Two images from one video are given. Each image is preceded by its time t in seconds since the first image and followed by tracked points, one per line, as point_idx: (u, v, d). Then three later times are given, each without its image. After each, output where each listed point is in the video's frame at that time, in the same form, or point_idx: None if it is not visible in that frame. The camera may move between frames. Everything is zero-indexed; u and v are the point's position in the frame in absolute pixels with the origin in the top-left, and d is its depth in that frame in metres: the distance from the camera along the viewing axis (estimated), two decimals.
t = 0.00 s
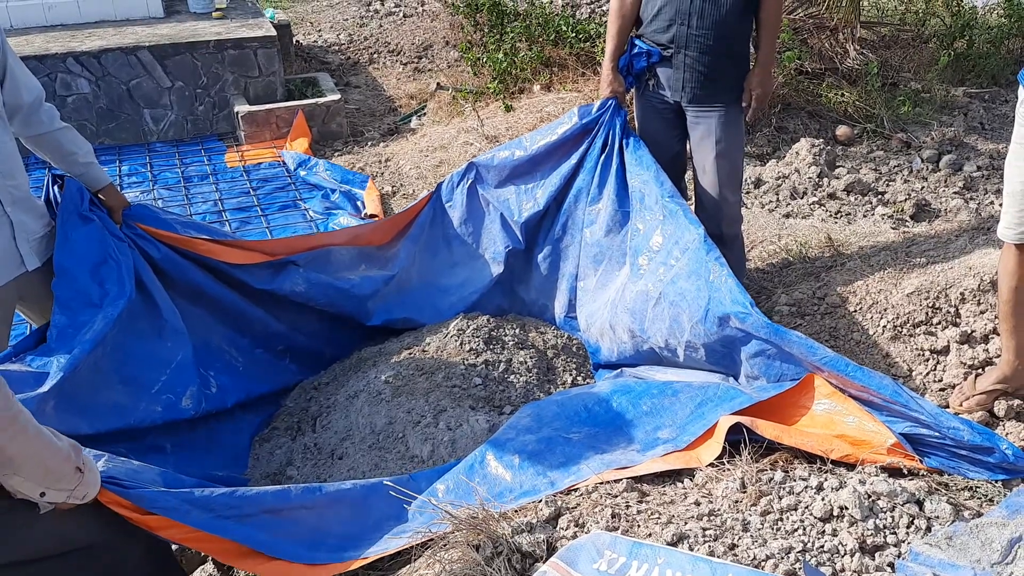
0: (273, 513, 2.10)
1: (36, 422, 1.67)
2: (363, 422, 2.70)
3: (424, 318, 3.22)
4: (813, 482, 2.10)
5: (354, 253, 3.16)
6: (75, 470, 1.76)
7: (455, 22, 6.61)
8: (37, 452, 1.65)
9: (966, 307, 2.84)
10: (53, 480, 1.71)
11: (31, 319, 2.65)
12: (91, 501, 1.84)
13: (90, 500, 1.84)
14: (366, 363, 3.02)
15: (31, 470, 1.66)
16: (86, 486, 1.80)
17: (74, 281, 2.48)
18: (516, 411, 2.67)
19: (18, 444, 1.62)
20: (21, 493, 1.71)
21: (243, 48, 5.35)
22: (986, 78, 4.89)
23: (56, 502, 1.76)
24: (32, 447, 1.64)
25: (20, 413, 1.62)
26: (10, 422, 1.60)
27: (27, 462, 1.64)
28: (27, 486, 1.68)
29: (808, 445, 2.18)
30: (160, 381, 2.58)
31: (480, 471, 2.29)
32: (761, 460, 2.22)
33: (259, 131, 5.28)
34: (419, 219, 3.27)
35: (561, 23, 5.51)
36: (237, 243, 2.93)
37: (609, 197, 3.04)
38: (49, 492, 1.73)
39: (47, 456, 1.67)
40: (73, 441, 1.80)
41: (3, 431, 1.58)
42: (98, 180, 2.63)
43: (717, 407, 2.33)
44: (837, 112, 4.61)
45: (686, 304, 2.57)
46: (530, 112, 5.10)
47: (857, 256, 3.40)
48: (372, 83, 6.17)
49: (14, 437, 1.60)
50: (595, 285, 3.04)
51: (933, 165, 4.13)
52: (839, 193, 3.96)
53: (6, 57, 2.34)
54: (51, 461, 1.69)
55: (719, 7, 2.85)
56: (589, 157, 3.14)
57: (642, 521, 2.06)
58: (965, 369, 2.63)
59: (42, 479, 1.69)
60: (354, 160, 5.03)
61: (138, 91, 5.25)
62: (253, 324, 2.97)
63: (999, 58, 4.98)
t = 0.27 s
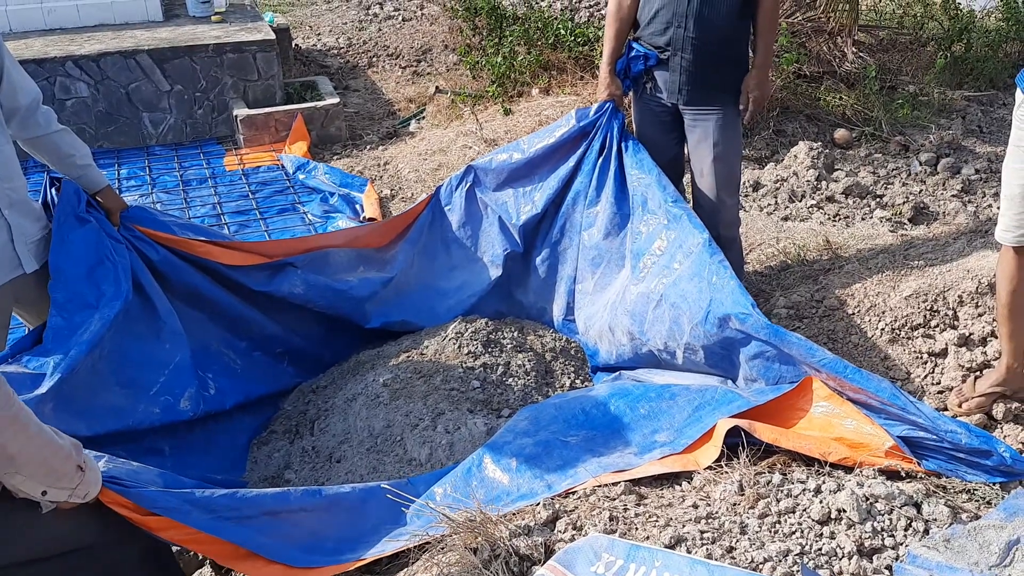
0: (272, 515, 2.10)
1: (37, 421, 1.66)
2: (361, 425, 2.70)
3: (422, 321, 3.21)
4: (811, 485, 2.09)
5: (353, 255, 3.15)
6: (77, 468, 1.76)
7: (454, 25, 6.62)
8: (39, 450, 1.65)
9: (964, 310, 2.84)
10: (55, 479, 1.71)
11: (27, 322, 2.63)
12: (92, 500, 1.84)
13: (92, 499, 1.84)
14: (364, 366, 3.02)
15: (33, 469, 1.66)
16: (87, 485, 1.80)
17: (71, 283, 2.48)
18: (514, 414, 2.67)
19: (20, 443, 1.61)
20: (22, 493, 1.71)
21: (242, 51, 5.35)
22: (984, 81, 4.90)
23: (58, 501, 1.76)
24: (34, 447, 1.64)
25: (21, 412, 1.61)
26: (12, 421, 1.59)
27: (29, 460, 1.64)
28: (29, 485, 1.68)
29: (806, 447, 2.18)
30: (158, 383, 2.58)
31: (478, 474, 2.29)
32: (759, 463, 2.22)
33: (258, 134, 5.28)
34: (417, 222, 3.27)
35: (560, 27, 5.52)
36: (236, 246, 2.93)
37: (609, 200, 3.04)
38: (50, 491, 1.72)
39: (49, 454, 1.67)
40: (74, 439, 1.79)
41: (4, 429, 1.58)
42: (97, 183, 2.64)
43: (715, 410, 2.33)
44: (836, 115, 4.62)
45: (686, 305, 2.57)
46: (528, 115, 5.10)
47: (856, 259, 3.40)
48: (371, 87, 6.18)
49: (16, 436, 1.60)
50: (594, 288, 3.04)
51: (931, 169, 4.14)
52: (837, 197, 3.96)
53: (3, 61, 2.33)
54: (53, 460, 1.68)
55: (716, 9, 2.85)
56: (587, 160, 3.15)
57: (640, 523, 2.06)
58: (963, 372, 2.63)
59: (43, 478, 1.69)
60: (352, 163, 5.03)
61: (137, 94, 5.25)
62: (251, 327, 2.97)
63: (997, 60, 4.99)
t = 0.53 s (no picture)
0: (271, 518, 2.09)
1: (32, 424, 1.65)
2: (360, 429, 2.69)
3: (421, 324, 3.20)
4: (812, 489, 2.08)
5: (351, 258, 3.15)
6: (73, 471, 1.74)
7: (452, 28, 6.62)
8: (35, 453, 1.63)
9: (965, 312, 2.84)
10: (52, 482, 1.69)
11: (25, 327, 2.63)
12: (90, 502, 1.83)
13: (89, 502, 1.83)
14: (364, 370, 3.01)
15: (30, 472, 1.64)
16: (85, 488, 1.79)
17: (69, 286, 2.46)
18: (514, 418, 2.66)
19: (16, 446, 1.59)
20: (19, 497, 1.69)
21: (241, 54, 5.35)
22: (983, 84, 4.89)
23: (55, 504, 1.75)
24: (30, 450, 1.62)
25: (17, 414, 1.60)
26: (7, 423, 1.57)
27: (25, 463, 1.62)
28: (26, 489, 1.66)
29: (807, 451, 2.17)
30: (157, 387, 2.56)
31: (478, 478, 2.28)
32: (760, 467, 2.21)
33: (256, 137, 5.28)
34: (416, 225, 3.26)
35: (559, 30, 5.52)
36: (235, 249, 2.92)
37: (610, 203, 3.03)
38: (47, 494, 1.71)
39: (45, 457, 1.65)
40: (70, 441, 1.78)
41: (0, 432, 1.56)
42: (95, 186, 2.63)
43: (716, 414, 2.31)
44: (835, 118, 4.61)
45: (690, 307, 2.56)
46: (527, 118, 5.10)
47: (856, 261, 3.39)
48: (370, 90, 6.18)
49: (12, 439, 1.58)
50: (594, 291, 3.03)
51: (930, 171, 4.13)
52: (836, 199, 3.96)
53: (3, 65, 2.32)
54: (50, 462, 1.67)
55: (716, 11, 2.86)
56: (586, 163, 3.15)
57: (641, 527, 2.05)
58: (964, 375, 2.62)
59: (40, 482, 1.67)
60: (351, 166, 5.02)
61: (135, 97, 5.24)
62: (250, 331, 2.96)
63: (996, 63, 4.99)
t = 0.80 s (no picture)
0: (271, 523, 2.08)
1: (25, 434, 1.66)
2: (361, 432, 2.68)
3: (422, 327, 3.19)
4: (815, 493, 2.08)
5: (352, 260, 3.14)
6: (67, 481, 1.75)
7: (452, 30, 6.61)
8: (28, 463, 1.64)
9: (968, 315, 2.83)
10: (45, 492, 1.70)
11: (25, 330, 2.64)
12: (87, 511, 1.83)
13: (85, 512, 1.83)
14: (364, 373, 3.00)
15: (22, 482, 1.65)
16: (81, 498, 1.79)
17: (68, 290, 2.46)
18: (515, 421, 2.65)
19: (8, 456, 1.61)
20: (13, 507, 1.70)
21: (241, 56, 5.34)
22: (984, 84, 4.88)
23: (49, 515, 1.76)
24: (20, 463, 1.63)
25: (9, 424, 1.61)
26: None
27: (18, 474, 1.64)
28: (18, 499, 1.67)
29: (810, 455, 2.16)
30: (156, 390, 2.55)
31: (479, 481, 2.26)
32: (763, 470, 2.21)
33: (256, 139, 5.27)
34: (416, 228, 3.25)
35: (559, 31, 5.52)
36: (235, 252, 2.91)
37: (611, 204, 3.02)
38: (41, 505, 1.71)
39: (38, 467, 1.66)
40: (65, 452, 1.79)
41: None
42: (94, 190, 2.62)
43: (717, 418, 2.30)
44: (836, 118, 4.61)
45: (693, 309, 2.55)
46: (528, 119, 5.09)
47: (857, 263, 3.39)
48: (370, 91, 6.17)
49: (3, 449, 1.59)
50: (595, 293, 3.02)
51: (932, 172, 4.13)
52: (837, 201, 3.95)
53: (2, 67, 2.32)
54: (42, 473, 1.68)
55: (720, 17, 2.88)
56: (587, 164, 3.14)
57: (643, 532, 2.04)
58: (967, 377, 2.61)
59: (32, 492, 1.68)
60: (351, 168, 5.01)
61: (135, 99, 5.23)
62: (251, 333, 2.95)
63: (997, 63, 4.98)
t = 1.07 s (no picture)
0: (273, 524, 2.07)
1: (24, 436, 1.66)
2: (362, 433, 2.68)
3: (423, 327, 3.19)
4: (818, 494, 2.07)
5: (353, 262, 3.14)
6: (67, 484, 1.74)
7: (452, 30, 6.60)
8: (25, 465, 1.64)
9: (970, 315, 2.83)
10: (44, 494, 1.70)
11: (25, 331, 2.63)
12: (88, 514, 1.82)
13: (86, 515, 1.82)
14: (365, 374, 2.99)
15: (20, 484, 1.65)
16: (81, 500, 1.79)
17: (68, 291, 2.45)
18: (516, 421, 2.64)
19: (5, 457, 1.61)
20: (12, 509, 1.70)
21: (241, 57, 5.33)
22: (984, 84, 4.87)
23: (49, 517, 1.74)
24: (16, 464, 1.63)
25: (6, 425, 1.61)
26: None
27: (17, 476, 1.64)
28: (17, 501, 1.67)
29: (812, 455, 2.16)
30: (156, 391, 2.55)
31: (481, 482, 2.26)
32: (765, 471, 2.20)
33: (257, 140, 5.26)
34: (416, 228, 3.24)
35: (559, 31, 5.52)
36: (236, 252, 2.90)
37: (614, 204, 3.02)
38: (41, 507, 1.71)
39: (36, 469, 1.66)
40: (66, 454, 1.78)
41: None
42: (96, 190, 2.61)
43: (720, 418, 2.30)
44: (836, 119, 4.60)
45: (697, 308, 2.55)
46: (528, 120, 5.09)
47: (859, 263, 3.38)
48: (370, 92, 6.16)
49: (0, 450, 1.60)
50: (597, 293, 3.02)
51: (932, 172, 4.12)
52: (838, 201, 3.95)
53: (3, 65, 2.32)
54: (41, 475, 1.67)
55: (725, 15, 2.90)
56: (590, 164, 3.13)
57: (646, 533, 2.04)
58: (969, 378, 2.60)
59: (31, 493, 1.68)
60: (351, 169, 5.01)
61: (136, 100, 5.23)
62: (251, 334, 2.94)
63: (998, 63, 4.97)
